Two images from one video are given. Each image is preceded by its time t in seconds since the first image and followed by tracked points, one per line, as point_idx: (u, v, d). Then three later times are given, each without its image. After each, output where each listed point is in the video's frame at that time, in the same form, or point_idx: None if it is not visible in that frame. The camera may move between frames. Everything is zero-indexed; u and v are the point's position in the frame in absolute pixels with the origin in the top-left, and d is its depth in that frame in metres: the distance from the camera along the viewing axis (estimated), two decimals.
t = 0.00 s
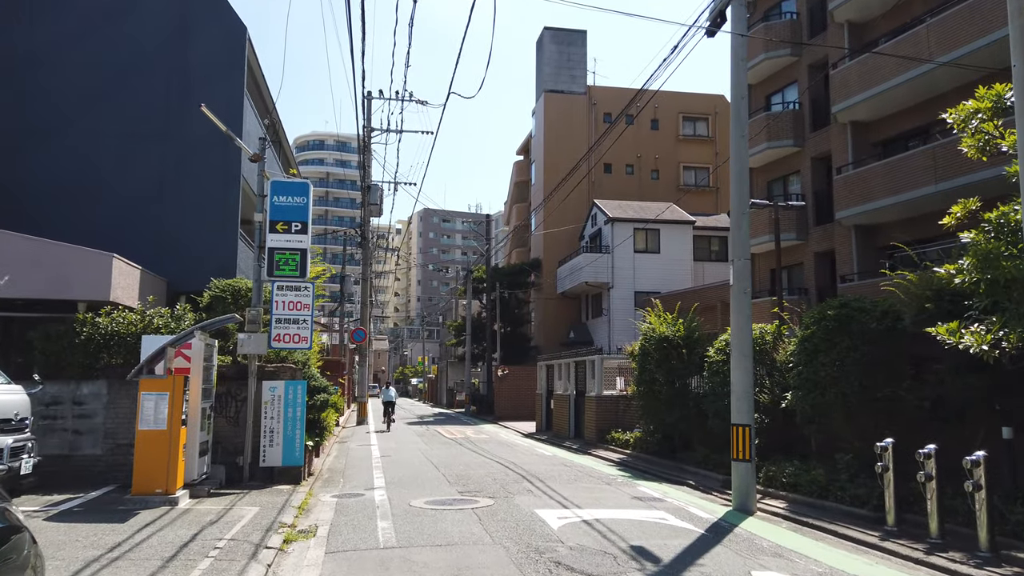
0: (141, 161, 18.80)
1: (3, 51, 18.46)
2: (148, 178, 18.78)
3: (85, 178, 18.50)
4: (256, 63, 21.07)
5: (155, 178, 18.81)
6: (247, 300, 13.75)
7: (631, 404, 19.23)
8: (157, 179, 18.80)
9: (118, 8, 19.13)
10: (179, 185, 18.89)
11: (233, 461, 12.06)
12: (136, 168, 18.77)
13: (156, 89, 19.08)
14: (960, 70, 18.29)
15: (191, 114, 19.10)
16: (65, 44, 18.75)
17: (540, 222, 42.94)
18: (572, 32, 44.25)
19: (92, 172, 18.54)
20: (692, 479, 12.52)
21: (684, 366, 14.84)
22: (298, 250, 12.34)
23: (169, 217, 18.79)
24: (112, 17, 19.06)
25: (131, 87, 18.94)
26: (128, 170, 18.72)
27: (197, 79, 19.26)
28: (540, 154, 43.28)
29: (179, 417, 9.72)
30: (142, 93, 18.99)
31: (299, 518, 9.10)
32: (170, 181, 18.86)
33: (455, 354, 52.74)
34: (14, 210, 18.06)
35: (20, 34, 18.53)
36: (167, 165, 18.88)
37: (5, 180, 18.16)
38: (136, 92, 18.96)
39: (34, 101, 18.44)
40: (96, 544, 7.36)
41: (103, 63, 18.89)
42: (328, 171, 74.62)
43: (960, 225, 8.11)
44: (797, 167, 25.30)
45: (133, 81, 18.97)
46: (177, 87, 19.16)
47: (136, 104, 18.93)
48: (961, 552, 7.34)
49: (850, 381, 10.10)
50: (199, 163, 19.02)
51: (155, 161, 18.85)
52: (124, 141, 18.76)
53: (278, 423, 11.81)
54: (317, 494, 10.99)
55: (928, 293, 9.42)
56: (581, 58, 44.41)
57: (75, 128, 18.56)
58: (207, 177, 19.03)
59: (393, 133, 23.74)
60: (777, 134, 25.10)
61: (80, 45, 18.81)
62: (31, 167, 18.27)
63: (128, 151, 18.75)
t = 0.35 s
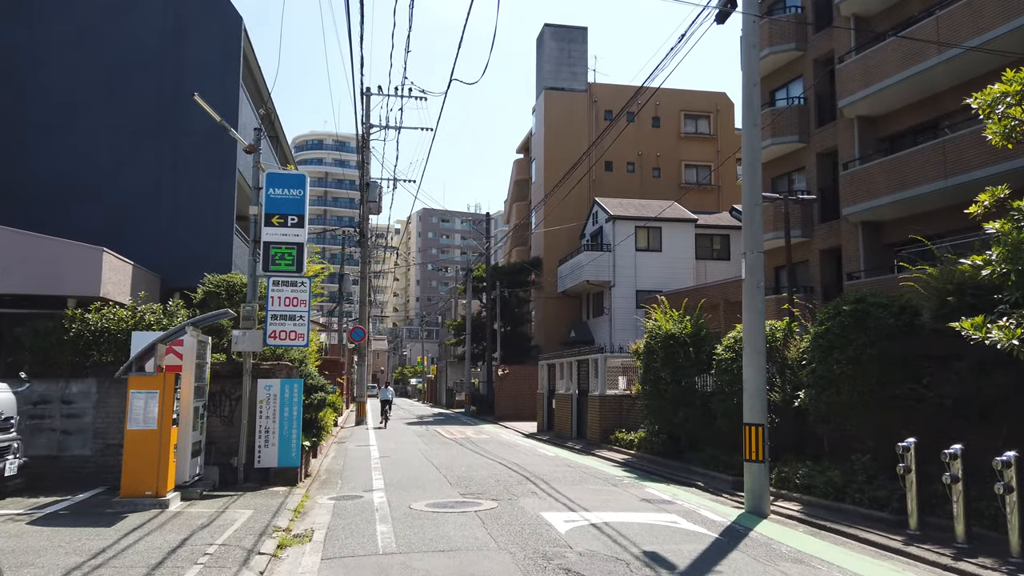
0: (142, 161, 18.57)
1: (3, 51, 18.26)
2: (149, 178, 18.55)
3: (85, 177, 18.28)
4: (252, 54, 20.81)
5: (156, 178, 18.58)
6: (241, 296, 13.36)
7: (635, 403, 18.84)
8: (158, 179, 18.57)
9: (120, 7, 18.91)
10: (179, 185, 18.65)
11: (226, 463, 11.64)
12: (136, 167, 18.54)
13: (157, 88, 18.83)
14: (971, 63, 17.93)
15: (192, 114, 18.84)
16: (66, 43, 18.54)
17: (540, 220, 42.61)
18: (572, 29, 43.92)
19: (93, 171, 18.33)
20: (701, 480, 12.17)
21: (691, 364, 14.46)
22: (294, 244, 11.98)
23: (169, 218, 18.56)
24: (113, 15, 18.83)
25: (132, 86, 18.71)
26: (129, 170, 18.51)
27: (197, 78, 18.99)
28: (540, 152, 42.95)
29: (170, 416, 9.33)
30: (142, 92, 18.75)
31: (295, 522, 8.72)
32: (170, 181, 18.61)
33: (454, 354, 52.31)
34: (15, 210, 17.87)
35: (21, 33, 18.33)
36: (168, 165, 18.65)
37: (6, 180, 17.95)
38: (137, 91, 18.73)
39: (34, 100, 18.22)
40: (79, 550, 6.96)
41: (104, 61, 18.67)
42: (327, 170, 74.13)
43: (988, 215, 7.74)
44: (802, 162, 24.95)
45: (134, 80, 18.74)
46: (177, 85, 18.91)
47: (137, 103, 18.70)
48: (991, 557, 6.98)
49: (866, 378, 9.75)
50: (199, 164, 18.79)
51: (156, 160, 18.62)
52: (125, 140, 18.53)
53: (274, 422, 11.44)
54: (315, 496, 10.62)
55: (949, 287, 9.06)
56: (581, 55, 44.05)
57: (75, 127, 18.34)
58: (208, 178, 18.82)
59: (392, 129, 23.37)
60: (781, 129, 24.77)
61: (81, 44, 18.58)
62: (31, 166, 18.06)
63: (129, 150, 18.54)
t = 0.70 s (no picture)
0: (144, 163, 18.24)
1: None
2: (152, 180, 18.24)
3: (87, 179, 17.97)
4: (249, 48, 20.46)
5: (158, 180, 18.27)
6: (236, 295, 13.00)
7: (639, 404, 18.48)
8: (160, 181, 18.25)
9: (119, 6, 18.55)
10: (183, 188, 18.36)
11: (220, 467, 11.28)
12: (138, 169, 18.23)
13: (158, 89, 18.50)
14: (980, 59, 17.62)
15: (193, 115, 18.51)
16: (66, 43, 18.18)
17: (540, 218, 42.26)
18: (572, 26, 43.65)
19: (95, 174, 18.04)
20: (710, 485, 11.81)
21: (698, 365, 14.10)
22: (290, 241, 11.59)
23: (173, 221, 18.26)
24: (112, 15, 18.46)
25: (133, 87, 18.38)
26: (131, 172, 18.19)
27: (197, 77, 18.63)
28: (541, 150, 42.60)
29: (160, 419, 8.98)
30: (143, 93, 18.41)
31: (289, 530, 8.36)
32: (172, 183, 18.30)
33: (454, 354, 51.97)
34: (15, 213, 17.51)
35: (19, 33, 17.95)
36: (170, 167, 18.33)
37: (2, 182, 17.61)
38: (138, 92, 18.40)
39: (34, 102, 17.86)
40: (60, 563, 6.58)
41: (103, 62, 18.32)
42: (325, 169, 73.71)
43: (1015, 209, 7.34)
44: (806, 159, 24.59)
45: (134, 81, 18.41)
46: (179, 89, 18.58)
47: (138, 104, 18.38)
48: None
49: (883, 379, 9.39)
50: (202, 167, 18.48)
51: (158, 162, 18.31)
52: (125, 141, 18.20)
53: (269, 425, 11.08)
54: (311, 502, 10.24)
55: (972, 285, 8.71)
56: (581, 52, 43.69)
57: (76, 129, 18.02)
58: (211, 180, 18.54)
59: (390, 126, 22.96)
60: (786, 126, 24.39)
61: (81, 45, 18.23)
62: (30, 168, 17.72)
63: (131, 152, 18.22)
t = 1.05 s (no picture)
0: (145, 164, 17.98)
1: None
2: (154, 182, 17.99)
3: (88, 181, 17.69)
4: (245, 41, 20.17)
5: (161, 181, 18.01)
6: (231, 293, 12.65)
7: (645, 405, 18.13)
8: (163, 182, 18.00)
9: (118, 5, 18.24)
10: (184, 188, 18.10)
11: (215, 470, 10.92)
12: (139, 170, 17.97)
13: (159, 89, 18.23)
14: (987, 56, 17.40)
15: (195, 115, 18.25)
16: (65, 43, 17.84)
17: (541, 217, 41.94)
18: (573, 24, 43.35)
19: (95, 175, 17.76)
20: (720, 488, 11.44)
21: (706, 365, 13.74)
22: (287, 237, 11.25)
23: (175, 222, 18.00)
24: (111, 13, 18.16)
25: (134, 86, 18.11)
26: (133, 173, 17.93)
27: (198, 76, 18.35)
28: (541, 149, 42.29)
29: (152, 422, 8.63)
30: (145, 92, 18.14)
31: (286, 536, 8.01)
32: (175, 184, 18.05)
33: (454, 354, 51.60)
34: (14, 215, 17.16)
35: (17, 34, 17.60)
36: (173, 167, 18.07)
37: None
38: (139, 91, 18.13)
39: (32, 103, 17.54)
40: (43, 572, 6.23)
41: (104, 62, 18.02)
42: (324, 169, 73.32)
43: None
44: (812, 157, 24.22)
45: (136, 80, 18.14)
46: (182, 91, 18.30)
47: (139, 104, 18.10)
48: None
49: (903, 379, 9.04)
50: (205, 166, 18.23)
51: (160, 163, 18.06)
52: (125, 141, 17.94)
53: (266, 427, 10.72)
54: (309, 506, 9.89)
55: (998, 282, 8.38)
56: (583, 50, 43.36)
57: (77, 131, 17.74)
58: (213, 181, 18.27)
59: (389, 121, 22.62)
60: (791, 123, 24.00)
61: (80, 45, 17.91)
62: (28, 168, 17.43)
63: (132, 153, 17.97)
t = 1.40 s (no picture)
0: (147, 164, 17.77)
1: None
2: (157, 182, 17.79)
3: (90, 184, 17.51)
4: (242, 33, 19.85)
5: (163, 181, 17.81)
6: (225, 290, 12.34)
7: (650, 406, 17.80)
8: (165, 183, 17.79)
9: (117, 5, 17.98)
10: (187, 189, 17.89)
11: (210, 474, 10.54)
12: (141, 171, 17.76)
13: (161, 89, 18.00)
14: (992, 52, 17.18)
15: (197, 114, 18.00)
16: (64, 44, 17.62)
17: (541, 216, 41.62)
18: (575, 21, 43.18)
19: (97, 178, 17.57)
20: (731, 493, 11.10)
21: (714, 365, 13.41)
22: (284, 233, 10.90)
23: (177, 223, 17.80)
24: (111, 13, 17.91)
25: (135, 87, 17.89)
26: (135, 174, 17.73)
27: (198, 74, 18.05)
28: (542, 148, 41.97)
29: (142, 425, 8.27)
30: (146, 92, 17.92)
31: (282, 545, 7.67)
32: (178, 185, 17.84)
33: (454, 354, 51.29)
34: (16, 220, 17.01)
35: (15, 37, 17.40)
36: (175, 168, 17.86)
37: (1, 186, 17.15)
38: (140, 91, 17.92)
39: (33, 107, 17.36)
40: None
41: (104, 63, 17.80)
42: (324, 169, 72.97)
43: None
44: (819, 155, 23.83)
45: (137, 81, 17.92)
46: (184, 91, 18.06)
47: (141, 104, 17.90)
48: None
49: (925, 381, 8.71)
50: (207, 166, 18.00)
51: (162, 164, 17.85)
52: (127, 143, 17.75)
53: (262, 429, 10.38)
54: (307, 512, 9.55)
55: None
56: (584, 48, 43.01)
57: (78, 131, 17.54)
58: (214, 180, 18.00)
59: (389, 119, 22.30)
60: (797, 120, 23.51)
61: (80, 45, 17.69)
62: (30, 173, 17.25)
63: (134, 154, 17.76)
